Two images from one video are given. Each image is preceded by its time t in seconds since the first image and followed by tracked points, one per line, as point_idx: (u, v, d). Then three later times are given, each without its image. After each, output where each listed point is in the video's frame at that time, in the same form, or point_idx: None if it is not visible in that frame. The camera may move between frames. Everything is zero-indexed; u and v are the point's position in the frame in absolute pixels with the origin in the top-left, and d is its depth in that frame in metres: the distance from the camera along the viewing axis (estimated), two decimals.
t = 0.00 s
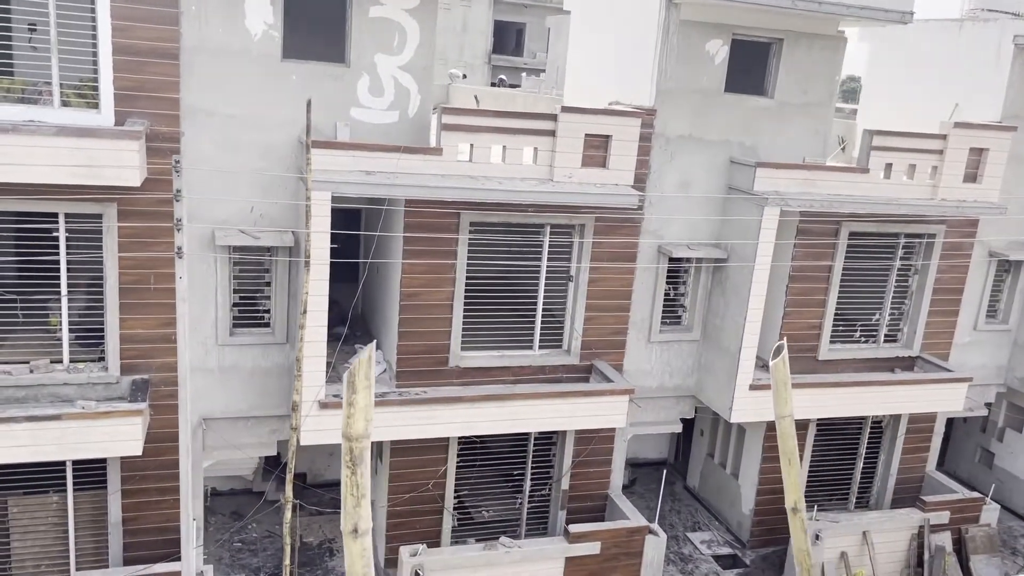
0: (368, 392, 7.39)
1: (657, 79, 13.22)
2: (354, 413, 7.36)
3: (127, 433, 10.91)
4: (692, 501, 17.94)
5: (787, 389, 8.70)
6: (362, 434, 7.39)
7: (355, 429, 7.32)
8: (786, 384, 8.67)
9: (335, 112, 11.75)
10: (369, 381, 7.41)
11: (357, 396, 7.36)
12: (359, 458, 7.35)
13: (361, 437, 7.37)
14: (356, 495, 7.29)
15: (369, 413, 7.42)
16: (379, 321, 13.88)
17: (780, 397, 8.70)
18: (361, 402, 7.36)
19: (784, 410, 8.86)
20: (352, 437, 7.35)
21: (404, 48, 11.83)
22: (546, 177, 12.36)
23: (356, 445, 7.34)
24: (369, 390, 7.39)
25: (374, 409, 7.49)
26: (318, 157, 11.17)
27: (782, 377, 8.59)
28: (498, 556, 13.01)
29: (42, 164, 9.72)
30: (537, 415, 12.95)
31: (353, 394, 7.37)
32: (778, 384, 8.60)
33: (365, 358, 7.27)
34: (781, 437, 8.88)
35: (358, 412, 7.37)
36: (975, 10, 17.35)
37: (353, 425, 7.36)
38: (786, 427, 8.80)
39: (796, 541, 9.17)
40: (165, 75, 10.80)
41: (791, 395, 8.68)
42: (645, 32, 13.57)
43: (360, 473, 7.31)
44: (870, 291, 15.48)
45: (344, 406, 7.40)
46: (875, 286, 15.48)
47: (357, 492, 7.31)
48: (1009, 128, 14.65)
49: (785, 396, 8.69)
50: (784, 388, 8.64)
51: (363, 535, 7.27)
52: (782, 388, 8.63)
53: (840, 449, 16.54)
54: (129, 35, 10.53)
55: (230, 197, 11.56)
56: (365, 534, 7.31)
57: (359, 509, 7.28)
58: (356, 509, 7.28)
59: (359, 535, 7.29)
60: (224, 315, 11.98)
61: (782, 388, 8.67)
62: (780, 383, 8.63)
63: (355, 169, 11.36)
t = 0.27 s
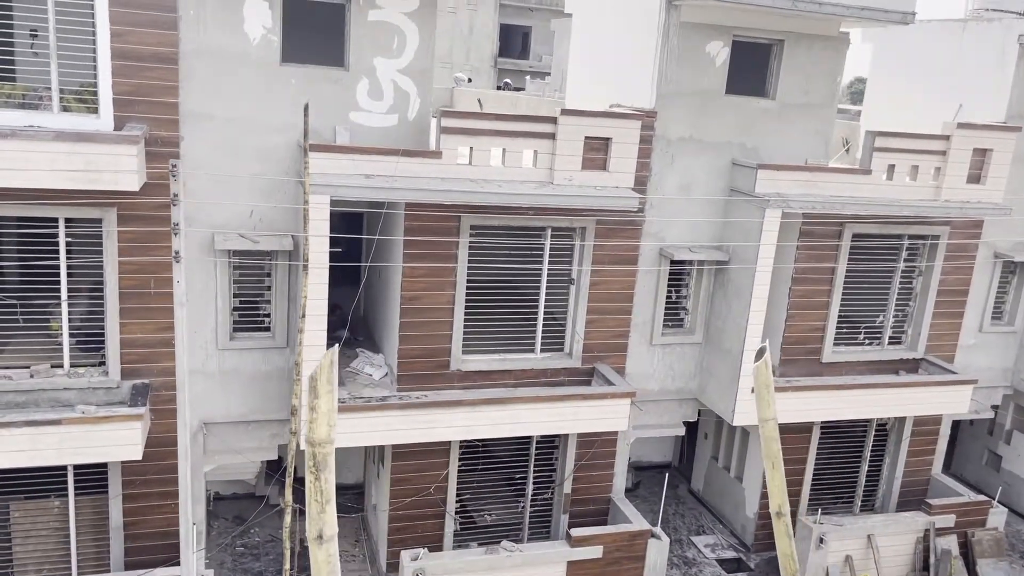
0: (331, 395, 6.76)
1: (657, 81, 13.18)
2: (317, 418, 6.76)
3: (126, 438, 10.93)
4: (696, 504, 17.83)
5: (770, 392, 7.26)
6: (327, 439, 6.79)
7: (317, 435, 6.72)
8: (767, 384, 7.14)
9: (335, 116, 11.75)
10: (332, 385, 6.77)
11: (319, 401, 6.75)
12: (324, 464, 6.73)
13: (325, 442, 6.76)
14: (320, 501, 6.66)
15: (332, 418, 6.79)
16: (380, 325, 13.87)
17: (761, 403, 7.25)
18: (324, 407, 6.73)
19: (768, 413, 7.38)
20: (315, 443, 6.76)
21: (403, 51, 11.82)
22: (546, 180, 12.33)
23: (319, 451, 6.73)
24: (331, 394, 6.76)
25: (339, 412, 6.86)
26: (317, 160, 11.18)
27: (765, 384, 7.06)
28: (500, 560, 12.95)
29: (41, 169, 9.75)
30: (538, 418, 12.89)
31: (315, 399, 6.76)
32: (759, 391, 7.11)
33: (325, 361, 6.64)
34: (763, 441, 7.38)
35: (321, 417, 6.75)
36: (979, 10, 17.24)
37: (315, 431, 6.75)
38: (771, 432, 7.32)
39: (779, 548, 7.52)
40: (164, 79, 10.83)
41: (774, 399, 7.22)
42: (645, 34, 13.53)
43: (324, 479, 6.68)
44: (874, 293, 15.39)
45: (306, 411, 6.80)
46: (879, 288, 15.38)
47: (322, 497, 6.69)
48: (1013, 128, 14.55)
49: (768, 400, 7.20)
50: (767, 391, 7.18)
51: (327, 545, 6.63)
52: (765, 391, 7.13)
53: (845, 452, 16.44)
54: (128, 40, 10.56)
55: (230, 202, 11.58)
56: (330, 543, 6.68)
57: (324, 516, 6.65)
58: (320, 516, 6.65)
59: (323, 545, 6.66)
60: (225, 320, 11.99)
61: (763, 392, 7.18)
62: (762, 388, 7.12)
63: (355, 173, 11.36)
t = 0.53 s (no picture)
0: (308, 401, 5.87)
1: (658, 87, 13.16)
2: (294, 423, 5.87)
3: (128, 445, 10.92)
4: (701, 510, 17.72)
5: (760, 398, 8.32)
6: (305, 446, 5.91)
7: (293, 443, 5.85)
8: (758, 392, 8.32)
9: (335, 123, 11.76)
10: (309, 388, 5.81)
11: (295, 406, 5.84)
12: (302, 471, 5.90)
13: (302, 450, 5.90)
14: (297, 509, 5.86)
15: (310, 423, 5.91)
16: (383, 331, 13.86)
17: (752, 407, 8.33)
18: (301, 413, 5.84)
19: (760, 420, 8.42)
20: (291, 450, 5.90)
21: (403, 58, 11.83)
22: (547, 186, 12.32)
23: (295, 459, 5.88)
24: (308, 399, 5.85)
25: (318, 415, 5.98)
26: (317, 167, 11.18)
27: (755, 386, 8.24)
28: (503, 567, 12.88)
29: (42, 177, 9.78)
30: (540, 425, 12.84)
31: (291, 403, 5.85)
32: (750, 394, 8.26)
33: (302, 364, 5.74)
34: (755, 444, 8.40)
35: (297, 422, 5.87)
36: (981, 13, 17.18)
37: (291, 437, 5.88)
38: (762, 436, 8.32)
39: (773, 553, 8.65)
40: (165, 87, 10.90)
41: (764, 403, 8.28)
42: (646, 39, 13.53)
43: (301, 486, 5.86)
44: (878, 297, 15.32)
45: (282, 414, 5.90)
46: (883, 292, 15.30)
47: (299, 504, 5.89)
48: (1017, 131, 14.48)
49: (759, 403, 8.27)
50: (758, 396, 8.27)
51: (306, 554, 5.88)
52: (754, 394, 8.27)
53: (851, 457, 16.34)
54: (129, 48, 10.63)
55: (231, 209, 11.60)
56: (309, 550, 5.91)
57: (302, 524, 5.86)
58: (297, 524, 5.86)
59: (301, 553, 5.89)
60: (226, 326, 11.99)
61: (753, 396, 8.31)
62: (753, 390, 8.24)
63: (355, 179, 11.36)
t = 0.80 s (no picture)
0: (284, 410, 6.62)
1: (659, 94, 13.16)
2: (272, 430, 6.68)
3: (128, 454, 10.92)
4: (706, 519, 17.61)
5: (752, 406, 8.73)
6: (284, 450, 6.73)
7: (272, 449, 6.68)
8: (751, 401, 8.71)
9: (336, 131, 11.77)
10: (287, 397, 6.59)
11: (273, 416, 6.63)
12: (280, 479, 6.68)
13: (280, 456, 6.72)
14: (277, 517, 6.67)
15: (288, 430, 6.71)
16: (384, 340, 13.88)
17: (746, 415, 8.76)
18: (278, 421, 6.63)
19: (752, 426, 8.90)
20: (271, 455, 6.71)
21: (404, 66, 11.85)
22: (548, 193, 12.31)
23: (274, 465, 6.68)
24: (286, 408, 6.61)
25: (294, 424, 6.76)
26: (317, 175, 11.19)
27: (748, 396, 8.63)
28: None
29: (43, 187, 9.82)
30: (542, 433, 12.79)
31: (269, 411, 6.64)
32: (742, 403, 8.66)
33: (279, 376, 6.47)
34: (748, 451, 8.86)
35: (275, 429, 6.68)
36: (984, 19, 17.14)
37: (271, 444, 6.71)
38: (753, 443, 8.81)
39: (767, 554, 9.33)
40: (166, 97, 10.95)
41: (757, 412, 8.70)
42: (647, 46, 13.53)
43: (279, 495, 6.66)
44: (882, 303, 15.25)
45: (262, 423, 6.71)
46: (887, 299, 15.23)
47: (277, 514, 6.69)
48: (1020, 136, 14.42)
49: (752, 412, 8.71)
50: (750, 404, 8.69)
51: (285, 561, 6.73)
52: (747, 403, 8.64)
53: (856, 465, 16.23)
54: (130, 58, 10.69)
55: (232, 218, 11.61)
56: (288, 557, 6.77)
57: (281, 531, 6.70)
58: (276, 532, 6.69)
59: (280, 559, 6.74)
60: (227, 335, 11.99)
61: (747, 404, 8.71)
62: (745, 399, 8.61)
63: (355, 187, 11.37)
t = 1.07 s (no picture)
0: (243, 426, 6.83)
1: (658, 107, 13.14)
2: (231, 447, 6.87)
3: (127, 470, 10.88)
4: (710, 534, 17.43)
5: (736, 420, 8.60)
6: (243, 468, 6.89)
7: (229, 466, 6.83)
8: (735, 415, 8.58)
9: (334, 146, 11.78)
10: (245, 413, 6.76)
11: (232, 431, 6.84)
12: (238, 496, 6.86)
13: (240, 474, 6.89)
14: (236, 535, 6.89)
15: (246, 447, 6.87)
16: (384, 354, 13.82)
17: (729, 430, 8.61)
18: (237, 437, 6.85)
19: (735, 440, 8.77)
20: (230, 473, 6.88)
21: (402, 81, 11.88)
22: (547, 207, 12.29)
23: (233, 482, 6.86)
24: (244, 424, 6.80)
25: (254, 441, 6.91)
26: (315, 190, 11.20)
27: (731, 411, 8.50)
28: None
29: (42, 203, 9.85)
30: (542, 448, 12.71)
31: (229, 428, 6.84)
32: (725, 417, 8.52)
33: (234, 392, 6.65)
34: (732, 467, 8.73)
35: (234, 446, 6.87)
36: (985, 30, 17.10)
37: (229, 462, 6.87)
38: (738, 458, 8.68)
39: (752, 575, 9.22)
40: (165, 113, 11.00)
41: (740, 425, 8.56)
42: (646, 59, 13.53)
43: (238, 511, 6.86)
44: (886, 316, 15.13)
45: (222, 440, 6.92)
46: (891, 311, 15.11)
47: (238, 532, 6.91)
48: (1022, 147, 14.34)
49: (735, 427, 8.59)
50: (733, 418, 8.55)
51: None
52: (730, 416, 8.53)
53: (861, 479, 16.08)
54: (129, 74, 10.75)
55: (230, 233, 11.61)
56: None
57: (241, 550, 6.90)
58: (237, 550, 6.90)
59: None
60: (226, 350, 11.96)
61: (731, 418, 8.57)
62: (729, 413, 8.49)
63: (354, 202, 11.37)
